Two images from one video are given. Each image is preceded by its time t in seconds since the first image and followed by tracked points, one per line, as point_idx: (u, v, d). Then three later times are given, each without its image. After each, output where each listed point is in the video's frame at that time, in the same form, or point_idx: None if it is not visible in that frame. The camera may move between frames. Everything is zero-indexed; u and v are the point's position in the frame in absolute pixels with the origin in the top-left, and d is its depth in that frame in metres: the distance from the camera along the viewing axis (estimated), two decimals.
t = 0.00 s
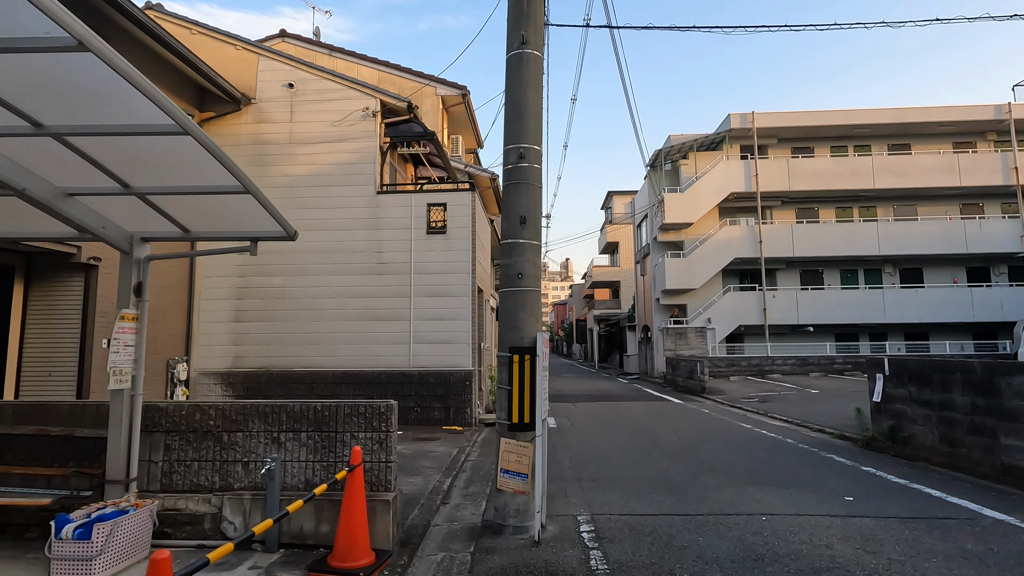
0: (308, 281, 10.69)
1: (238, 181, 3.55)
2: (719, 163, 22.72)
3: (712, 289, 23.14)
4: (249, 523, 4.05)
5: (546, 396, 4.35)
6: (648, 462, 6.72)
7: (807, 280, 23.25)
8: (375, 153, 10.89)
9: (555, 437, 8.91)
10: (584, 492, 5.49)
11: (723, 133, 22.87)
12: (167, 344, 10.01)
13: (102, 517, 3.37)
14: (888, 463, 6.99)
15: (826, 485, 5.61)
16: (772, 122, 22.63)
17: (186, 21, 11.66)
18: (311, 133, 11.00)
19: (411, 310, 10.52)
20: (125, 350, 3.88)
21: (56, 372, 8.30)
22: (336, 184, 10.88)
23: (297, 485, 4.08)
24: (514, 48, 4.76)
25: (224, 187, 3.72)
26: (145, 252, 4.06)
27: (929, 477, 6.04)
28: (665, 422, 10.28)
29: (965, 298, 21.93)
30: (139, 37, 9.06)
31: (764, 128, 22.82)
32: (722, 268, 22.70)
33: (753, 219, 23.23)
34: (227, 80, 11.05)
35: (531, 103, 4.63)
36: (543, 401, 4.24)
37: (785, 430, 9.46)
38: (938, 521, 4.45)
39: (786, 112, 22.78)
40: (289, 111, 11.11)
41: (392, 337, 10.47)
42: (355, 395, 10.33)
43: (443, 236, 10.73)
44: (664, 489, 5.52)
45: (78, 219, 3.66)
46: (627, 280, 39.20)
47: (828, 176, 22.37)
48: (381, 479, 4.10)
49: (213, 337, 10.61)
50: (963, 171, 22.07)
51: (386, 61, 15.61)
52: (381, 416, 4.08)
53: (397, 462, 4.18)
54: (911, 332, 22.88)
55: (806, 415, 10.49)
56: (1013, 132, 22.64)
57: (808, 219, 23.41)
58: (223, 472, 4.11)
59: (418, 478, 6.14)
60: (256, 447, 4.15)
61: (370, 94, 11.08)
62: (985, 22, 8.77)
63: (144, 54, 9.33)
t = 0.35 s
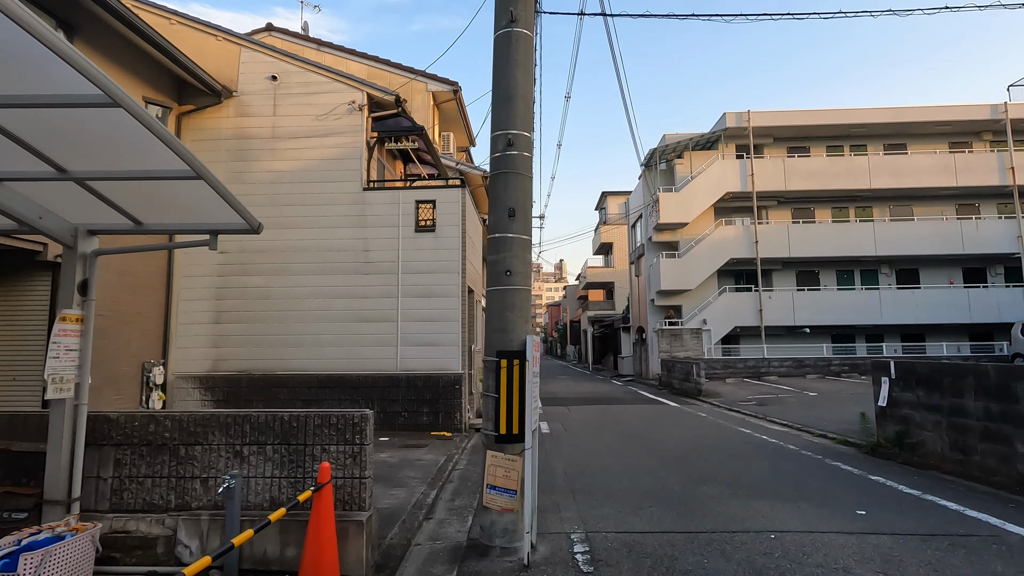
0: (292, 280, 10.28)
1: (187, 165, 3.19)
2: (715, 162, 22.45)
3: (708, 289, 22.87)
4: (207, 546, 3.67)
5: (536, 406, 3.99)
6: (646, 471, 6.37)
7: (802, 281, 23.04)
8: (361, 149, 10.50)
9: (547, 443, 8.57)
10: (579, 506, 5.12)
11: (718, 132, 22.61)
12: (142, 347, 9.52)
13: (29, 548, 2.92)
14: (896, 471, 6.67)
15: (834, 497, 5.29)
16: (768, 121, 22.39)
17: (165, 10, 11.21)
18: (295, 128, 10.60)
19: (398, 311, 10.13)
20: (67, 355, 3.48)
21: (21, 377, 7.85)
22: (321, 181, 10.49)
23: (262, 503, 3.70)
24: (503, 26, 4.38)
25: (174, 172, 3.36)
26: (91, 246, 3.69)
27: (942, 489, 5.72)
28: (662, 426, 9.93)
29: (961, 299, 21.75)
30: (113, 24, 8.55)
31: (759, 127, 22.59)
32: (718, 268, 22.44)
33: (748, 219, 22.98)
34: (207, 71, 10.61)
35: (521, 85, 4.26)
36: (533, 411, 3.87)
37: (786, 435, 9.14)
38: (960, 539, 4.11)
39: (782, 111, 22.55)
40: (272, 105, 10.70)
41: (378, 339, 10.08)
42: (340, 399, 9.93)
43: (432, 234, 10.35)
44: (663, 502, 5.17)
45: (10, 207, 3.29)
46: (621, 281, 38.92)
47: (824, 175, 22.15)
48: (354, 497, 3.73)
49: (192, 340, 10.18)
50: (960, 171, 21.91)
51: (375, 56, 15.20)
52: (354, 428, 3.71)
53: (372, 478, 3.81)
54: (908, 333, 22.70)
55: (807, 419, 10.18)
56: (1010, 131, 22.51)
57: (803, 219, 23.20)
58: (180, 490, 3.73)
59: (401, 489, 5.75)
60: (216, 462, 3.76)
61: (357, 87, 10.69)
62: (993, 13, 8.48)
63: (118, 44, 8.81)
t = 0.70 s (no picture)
0: (278, 273, 9.94)
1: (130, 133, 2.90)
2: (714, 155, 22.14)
3: (706, 284, 22.59)
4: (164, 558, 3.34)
5: (527, 404, 3.67)
6: (645, 471, 6.07)
7: (801, 276, 22.79)
8: (350, 137, 10.15)
9: (542, 441, 8.27)
10: (573, 510, 4.82)
11: (717, 125, 22.29)
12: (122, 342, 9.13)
13: None
14: (905, 470, 6.40)
15: (843, 499, 5.01)
16: (768, 113, 22.07)
17: None
18: (282, 115, 10.23)
19: (388, 305, 9.80)
20: (6, 350, 3.15)
21: None
22: (308, 170, 10.13)
23: (225, 511, 3.39)
24: None
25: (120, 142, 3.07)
26: (34, 230, 3.39)
27: (954, 489, 5.44)
28: (660, 424, 9.64)
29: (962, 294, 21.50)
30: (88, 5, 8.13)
31: (759, 120, 22.27)
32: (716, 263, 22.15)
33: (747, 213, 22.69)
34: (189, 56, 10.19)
35: (511, 56, 3.92)
36: (524, 410, 3.55)
37: (787, 432, 8.86)
38: (983, 545, 3.83)
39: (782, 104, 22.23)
40: (257, 91, 10.32)
41: (368, 334, 9.75)
42: (327, 396, 9.59)
43: (423, 225, 10.01)
44: (663, 505, 4.88)
45: None
46: (618, 277, 38.65)
47: (824, 169, 21.86)
48: (327, 504, 3.41)
49: (174, 335, 9.82)
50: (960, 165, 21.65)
51: (366, 44, 14.79)
52: (327, 428, 3.40)
53: (347, 483, 3.49)
54: (907, 329, 22.48)
55: (809, 416, 9.90)
56: (1011, 124, 22.26)
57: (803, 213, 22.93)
58: (135, 497, 3.41)
59: (385, 492, 5.43)
60: (175, 466, 3.43)
61: (346, 74, 10.32)
62: None
63: (94, 25, 8.39)
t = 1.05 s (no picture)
0: (256, 269, 9.53)
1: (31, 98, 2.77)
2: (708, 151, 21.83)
3: (700, 282, 22.30)
4: None
5: (506, 411, 3.31)
6: (636, 478, 5.74)
7: (796, 273, 22.56)
8: (332, 127, 9.73)
9: (529, 444, 7.92)
10: (558, 522, 4.47)
11: (712, 120, 21.99)
12: (91, 340, 8.69)
13: None
14: (909, 475, 6.09)
15: (848, 509, 4.69)
16: (763, 108, 21.77)
17: None
18: (260, 104, 9.80)
19: (371, 302, 9.41)
20: None
21: None
22: (288, 161, 9.72)
23: (163, 532, 3.02)
24: None
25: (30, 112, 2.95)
26: None
27: (964, 497, 5.14)
28: (653, 425, 9.31)
29: (958, 291, 21.29)
30: None
31: (754, 115, 21.97)
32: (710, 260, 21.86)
33: (742, 209, 22.41)
34: (162, 40, 9.67)
35: (489, 25, 3.55)
36: (501, 419, 3.20)
37: (784, 434, 8.55)
38: (1003, 564, 3.51)
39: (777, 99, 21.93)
40: (235, 78, 9.87)
41: (349, 332, 9.36)
42: (307, 397, 9.20)
43: (407, 219, 9.62)
44: (655, 517, 4.54)
45: None
46: (612, 274, 38.36)
47: (819, 165, 21.60)
48: (278, 523, 3.04)
49: (146, 332, 9.39)
50: (957, 161, 21.43)
51: (353, 34, 14.34)
52: (279, 438, 3.04)
53: (303, 500, 3.12)
54: (902, 326, 22.30)
55: (806, 417, 9.60)
56: (1007, 121, 22.07)
57: (798, 209, 22.67)
58: (61, 516, 3.03)
59: (358, 502, 5.06)
60: (107, 481, 3.05)
61: (328, 60, 9.90)
62: None
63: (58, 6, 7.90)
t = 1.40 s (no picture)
0: (238, 262, 9.17)
1: None
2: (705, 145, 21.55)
3: (696, 278, 22.04)
4: None
5: (490, 413, 3.00)
6: (633, 481, 5.45)
7: (793, 269, 22.34)
8: (318, 115, 9.37)
9: (521, 444, 7.63)
10: (550, 531, 4.17)
11: (709, 114, 21.70)
12: (65, 336, 8.31)
13: None
14: (917, 476, 5.83)
15: (857, 515, 4.42)
16: (760, 102, 21.50)
17: None
18: (243, 90, 9.42)
19: (358, 296, 9.07)
20: None
21: None
22: (272, 150, 9.35)
23: (104, 549, 2.70)
24: None
25: None
26: None
27: (978, 501, 4.87)
28: (650, 423, 9.03)
29: (955, 287, 21.11)
30: None
31: (751, 109, 21.69)
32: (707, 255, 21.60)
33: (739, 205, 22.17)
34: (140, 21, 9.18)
35: None
36: (483, 423, 2.89)
37: (785, 433, 8.29)
38: None
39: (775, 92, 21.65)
40: (216, 64, 9.50)
41: (335, 328, 9.02)
42: (291, 395, 8.87)
43: (396, 211, 9.28)
44: (653, 525, 4.25)
45: None
46: (607, 270, 38.06)
47: (817, 159, 21.35)
48: (233, 539, 2.72)
49: (123, 328, 9.01)
50: (955, 156, 21.22)
51: (342, 22, 13.94)
52: (235, 443, 2.73)
53: (263, 512, 2.81)
54: (899, 323, 22.13)
55: (807, 415, 9.34)
56: (1005, 116, 21.88)
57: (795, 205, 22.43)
58: None
59: (337, 508, 4.75)
60: (41, 492, 2.73)
61: (313, 46, 9.53)
62: None
63: None
